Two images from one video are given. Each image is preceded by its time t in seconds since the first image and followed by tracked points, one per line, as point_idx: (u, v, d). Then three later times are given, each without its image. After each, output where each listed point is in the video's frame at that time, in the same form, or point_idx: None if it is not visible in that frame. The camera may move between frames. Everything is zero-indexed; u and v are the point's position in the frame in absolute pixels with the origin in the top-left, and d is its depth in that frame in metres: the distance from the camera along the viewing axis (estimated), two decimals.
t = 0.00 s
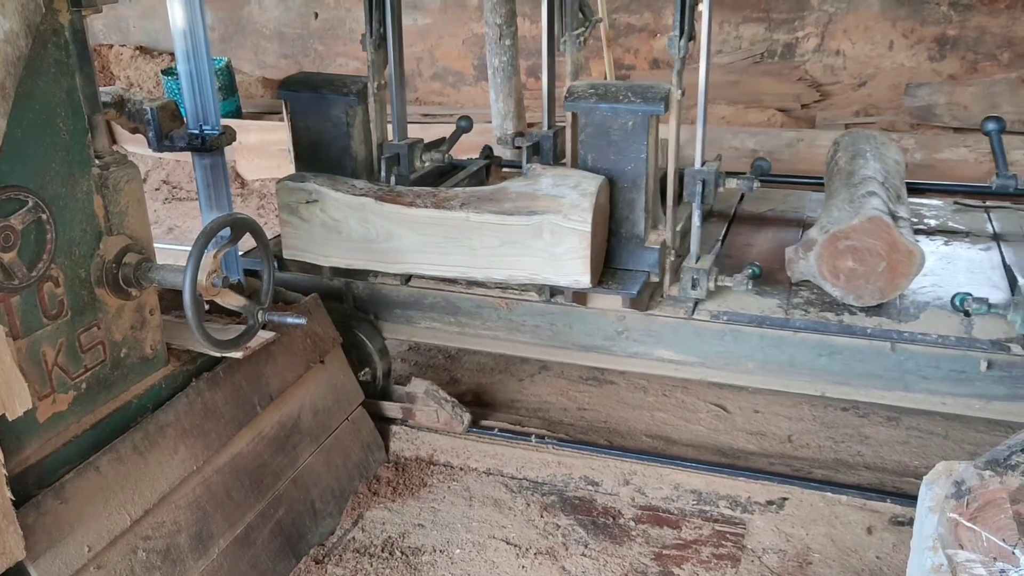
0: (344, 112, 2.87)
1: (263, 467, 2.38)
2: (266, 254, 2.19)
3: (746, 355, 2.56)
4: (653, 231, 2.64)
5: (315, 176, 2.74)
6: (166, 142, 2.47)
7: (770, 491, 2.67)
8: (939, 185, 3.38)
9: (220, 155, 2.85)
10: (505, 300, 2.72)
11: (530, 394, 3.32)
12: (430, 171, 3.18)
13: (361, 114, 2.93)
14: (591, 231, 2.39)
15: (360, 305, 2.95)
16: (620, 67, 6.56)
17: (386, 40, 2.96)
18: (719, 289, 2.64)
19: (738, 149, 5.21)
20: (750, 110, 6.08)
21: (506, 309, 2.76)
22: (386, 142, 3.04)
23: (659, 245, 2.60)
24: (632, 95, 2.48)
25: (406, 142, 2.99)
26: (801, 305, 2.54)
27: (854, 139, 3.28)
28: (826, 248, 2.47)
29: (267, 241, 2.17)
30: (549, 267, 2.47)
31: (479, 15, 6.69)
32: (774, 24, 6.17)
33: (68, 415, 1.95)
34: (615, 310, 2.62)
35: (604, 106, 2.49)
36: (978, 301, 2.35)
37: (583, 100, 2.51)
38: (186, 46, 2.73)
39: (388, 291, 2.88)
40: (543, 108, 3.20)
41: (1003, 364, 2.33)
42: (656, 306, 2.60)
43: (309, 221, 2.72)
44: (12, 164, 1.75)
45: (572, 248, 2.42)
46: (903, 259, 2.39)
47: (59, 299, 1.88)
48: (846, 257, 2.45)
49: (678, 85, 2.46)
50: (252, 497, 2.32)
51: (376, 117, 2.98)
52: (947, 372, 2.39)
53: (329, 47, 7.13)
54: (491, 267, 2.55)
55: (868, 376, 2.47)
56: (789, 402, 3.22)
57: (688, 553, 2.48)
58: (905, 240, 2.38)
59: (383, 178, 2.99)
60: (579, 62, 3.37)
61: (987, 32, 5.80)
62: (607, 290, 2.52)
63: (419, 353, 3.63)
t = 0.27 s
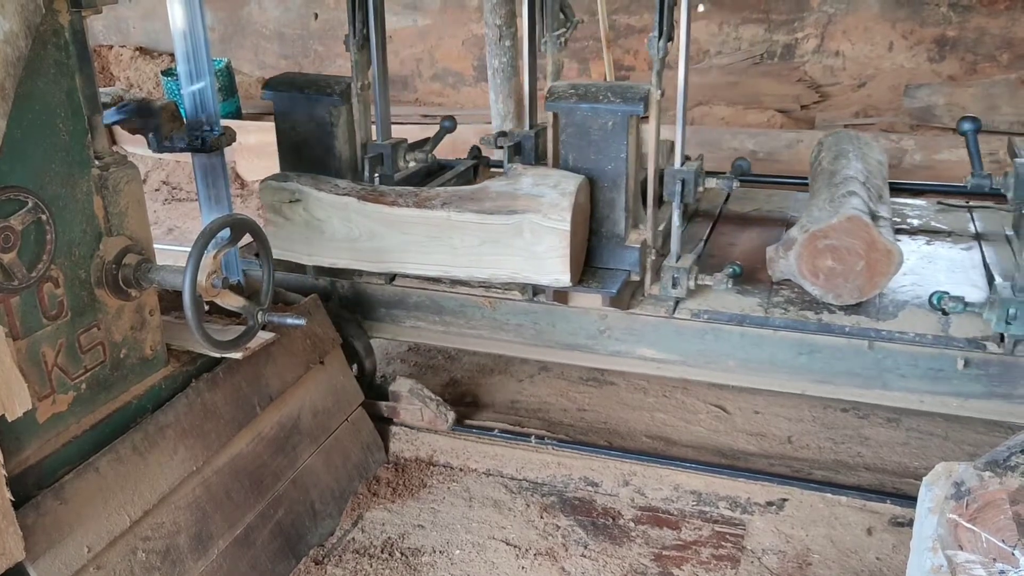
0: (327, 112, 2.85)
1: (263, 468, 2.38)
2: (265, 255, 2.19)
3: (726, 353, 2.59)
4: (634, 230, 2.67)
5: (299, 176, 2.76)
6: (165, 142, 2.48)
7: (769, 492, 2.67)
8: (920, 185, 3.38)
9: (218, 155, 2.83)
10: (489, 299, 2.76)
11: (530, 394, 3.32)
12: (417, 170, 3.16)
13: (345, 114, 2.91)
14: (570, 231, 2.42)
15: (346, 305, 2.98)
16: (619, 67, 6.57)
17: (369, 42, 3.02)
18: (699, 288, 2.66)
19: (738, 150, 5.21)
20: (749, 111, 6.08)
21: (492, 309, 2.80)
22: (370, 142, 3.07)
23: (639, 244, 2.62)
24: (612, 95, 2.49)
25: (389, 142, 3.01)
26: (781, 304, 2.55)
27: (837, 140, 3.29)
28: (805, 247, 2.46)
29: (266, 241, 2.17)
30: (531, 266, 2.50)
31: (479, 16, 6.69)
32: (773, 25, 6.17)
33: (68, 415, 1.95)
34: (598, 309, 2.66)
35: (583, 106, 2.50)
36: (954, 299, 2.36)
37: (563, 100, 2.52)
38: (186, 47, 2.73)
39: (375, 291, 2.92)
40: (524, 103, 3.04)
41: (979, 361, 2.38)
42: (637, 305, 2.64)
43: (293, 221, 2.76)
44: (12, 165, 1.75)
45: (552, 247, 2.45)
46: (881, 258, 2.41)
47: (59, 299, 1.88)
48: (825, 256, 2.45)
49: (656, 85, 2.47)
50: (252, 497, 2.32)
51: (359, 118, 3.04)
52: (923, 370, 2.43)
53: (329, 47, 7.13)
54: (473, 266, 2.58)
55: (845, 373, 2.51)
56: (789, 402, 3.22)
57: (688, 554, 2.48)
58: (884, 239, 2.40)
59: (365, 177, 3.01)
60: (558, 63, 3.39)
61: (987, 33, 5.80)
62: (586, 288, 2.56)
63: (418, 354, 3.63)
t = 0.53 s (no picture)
0: (310, 111, 2.86)
1: (263, 468, 2.38)
2: (265, 255, 2.19)
3: (707, 351, 2.57)
4: (614, 229, 2.66)
5: (282, 176, 2.74)
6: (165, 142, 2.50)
7: (769, 493, 2.67)
8: (902, 185, 3.37)
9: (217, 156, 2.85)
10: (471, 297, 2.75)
11: (530, 394, 3.33)
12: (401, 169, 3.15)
13: (329, 113, 2.89)
14: (549, 229, 2.42)
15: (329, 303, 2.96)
16: (619, 68, 6.58)
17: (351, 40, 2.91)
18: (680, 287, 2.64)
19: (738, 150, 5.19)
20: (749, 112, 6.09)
21: (474, 307, 2.78)
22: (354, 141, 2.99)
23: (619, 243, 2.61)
24: (592, 95, 2.50)
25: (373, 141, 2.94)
26: (761, 302, 2.55)
27: (826, 139, 3.29)
28: (784, 246, 2.47)
29: (266, 242, 2.17)
30: (510, 265, 2.51)
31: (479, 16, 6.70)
32: (774, 25, 6.18)
33: (68, 415, 1.95)
34: (580, 308, 2.64)
35: (564, 106, 2.51)
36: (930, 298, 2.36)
37: (544, 99, 2.53)
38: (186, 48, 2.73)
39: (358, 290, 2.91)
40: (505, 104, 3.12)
41: (956, 359, 2.36)
42: (619, 303, 2.62)
43: (276, 220, 2.73)
44: (12, 165, 1.75)
45: (531, 245, 2.45)
46: (859, 257, 2.41)
47: (59, 300, 1.88)
48: (804, 255, 2.45)
49: (636, 85, 2.47)
50: (252, 497, 2.32)
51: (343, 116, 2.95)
52: (902, 368, 2.41)
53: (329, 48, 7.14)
54: (452, 264, 2.57)
55: (825, 372, 2.49)
56: (788, 403, 3.22)
57: (688, 554, 2.48)
58: (862, 239, 2.40)
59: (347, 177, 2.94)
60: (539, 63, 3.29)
61: (986, 34, 5.81)
62: (566, 287, 2.54)
63: (418, 354, 3.63)
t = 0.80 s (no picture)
0: (293, 110, 2.84)
1: (263, 468, 2.38)
2: (265, 255, 2.19)
3: (686, 347, 2.62)
4: (594, 227, 2.64)
5: (265, 176, 2.76)
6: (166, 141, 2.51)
7: (769, 493, 2.67)
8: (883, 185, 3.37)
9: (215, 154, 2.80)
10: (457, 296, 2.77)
11: (530, 395, 3.32)
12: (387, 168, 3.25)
13: (312, 113, 2.88)
14: (528, 228, 2.43)
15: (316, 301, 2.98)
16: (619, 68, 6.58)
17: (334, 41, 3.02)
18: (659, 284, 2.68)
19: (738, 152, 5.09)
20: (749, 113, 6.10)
21: (458, 306, 2.81)
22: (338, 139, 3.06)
23: (598, 242, 2.60)
24: (571, 95, 2.48)
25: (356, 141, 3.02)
26: (740, 300, 2.58)
27: (815, 139, 3.29)
28: (762, 244, 2.49)
29: (266, 242, 2.18)
30: (488, 263, 2.51)
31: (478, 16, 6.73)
32: (773, 25, 6.18)
33: (68, 415, 1.95)
34: (562, 307, 2.68)
35: (543, 105, 2.49)
36: (905, 295, 2.38)
37: (523, 98, 2.51)
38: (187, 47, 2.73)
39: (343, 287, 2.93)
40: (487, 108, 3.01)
41: (931, 356, 2.40)
42: (598, 300, 2.65)
43: (258, 218, 2.73)
44: (12, 165, 1.75)
45: (510, 243, 2.46)
46: (838, 255, 2.44)
47: (59, 300, 1.88)
48: (782, 253, 2.48)
49: (614, 84, 2.49)
50: (252, 497, 2.32)
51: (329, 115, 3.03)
52: (879, 365, 2.45)
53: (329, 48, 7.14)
54: (431, 262, 2.58)
55: (802, 368, 2.53)
56: (788, 403, 3.22)
57: (688, 555, 2.48)
58: (840, 237, 2.43)
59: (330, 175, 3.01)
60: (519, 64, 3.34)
61: (986, 34, 5.81)
62: (546, 284, 2.55)
63: (418, 354, 3.63)
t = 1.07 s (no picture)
0: (276, 108, 2.79)
1: (263, 468, 2.38)
2: (265, 255, 2.19)
3: (667, 345, 2.61)
4: (574, 225, 2.67)
5: (246, 173, 2.74)
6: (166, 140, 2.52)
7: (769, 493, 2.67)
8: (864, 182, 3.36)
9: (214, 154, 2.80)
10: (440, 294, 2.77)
11: (530, 394, 3.32)
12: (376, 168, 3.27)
13: (295, 112, 2.84)
14: (507, 226, 2.44)
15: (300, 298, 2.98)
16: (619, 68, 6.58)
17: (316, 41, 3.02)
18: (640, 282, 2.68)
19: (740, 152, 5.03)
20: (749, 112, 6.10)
21: (441, 304, 2.80)
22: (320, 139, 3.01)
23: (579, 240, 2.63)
24: (551, 94, 2.52)
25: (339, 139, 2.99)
26: (720, 298, 2.58)
27: (800, 138, 3.30)
28: (741, 242, 2.53)
29: (266, 242, 2.17)
30: (468, 261, 2.52)
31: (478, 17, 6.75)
32: (773, 25, 6.17)
33: (68, 415, 1.95)
34: (543, 303, 2.67)
35: (523, 103, 2.52)
36: (881, 292, 2.38)
37: (503, 97, 2.54)
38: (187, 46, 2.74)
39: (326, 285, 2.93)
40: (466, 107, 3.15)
41: (908, 353, 2.40)
42: (579, 297, 2.64)
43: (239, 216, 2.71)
44: (12, 164, 1.75)
45: (489, 241, 2.47)
46: (816, 253, 2.48)
47: (59, 300, 1.88)
48: (761, 251, 2.52)
49: (594, 83, 2.48)
50: (252, 497, 2.32)
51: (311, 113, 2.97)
52: (858, 362, 2.45)
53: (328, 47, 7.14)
54: (409, 260, 2.58)
55: (781, 366, 2.52)
56: (788, 403, 3.22)
57: (688, 554, 2.48)
58: (818, 235, 2.47)
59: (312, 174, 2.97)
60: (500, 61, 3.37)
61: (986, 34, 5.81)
62: (526, 283, 2.56)
63: (418, 354, 3.63)
